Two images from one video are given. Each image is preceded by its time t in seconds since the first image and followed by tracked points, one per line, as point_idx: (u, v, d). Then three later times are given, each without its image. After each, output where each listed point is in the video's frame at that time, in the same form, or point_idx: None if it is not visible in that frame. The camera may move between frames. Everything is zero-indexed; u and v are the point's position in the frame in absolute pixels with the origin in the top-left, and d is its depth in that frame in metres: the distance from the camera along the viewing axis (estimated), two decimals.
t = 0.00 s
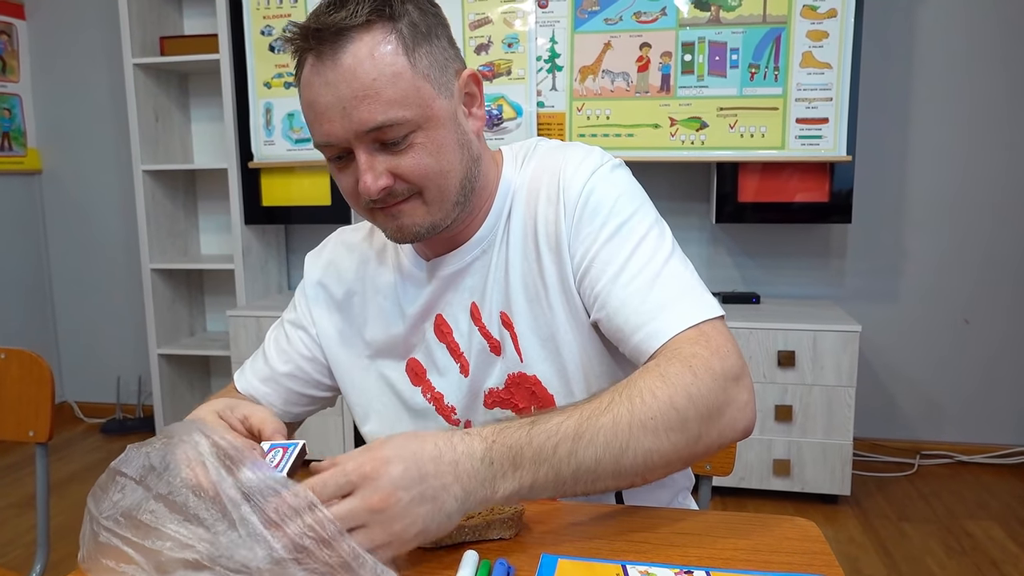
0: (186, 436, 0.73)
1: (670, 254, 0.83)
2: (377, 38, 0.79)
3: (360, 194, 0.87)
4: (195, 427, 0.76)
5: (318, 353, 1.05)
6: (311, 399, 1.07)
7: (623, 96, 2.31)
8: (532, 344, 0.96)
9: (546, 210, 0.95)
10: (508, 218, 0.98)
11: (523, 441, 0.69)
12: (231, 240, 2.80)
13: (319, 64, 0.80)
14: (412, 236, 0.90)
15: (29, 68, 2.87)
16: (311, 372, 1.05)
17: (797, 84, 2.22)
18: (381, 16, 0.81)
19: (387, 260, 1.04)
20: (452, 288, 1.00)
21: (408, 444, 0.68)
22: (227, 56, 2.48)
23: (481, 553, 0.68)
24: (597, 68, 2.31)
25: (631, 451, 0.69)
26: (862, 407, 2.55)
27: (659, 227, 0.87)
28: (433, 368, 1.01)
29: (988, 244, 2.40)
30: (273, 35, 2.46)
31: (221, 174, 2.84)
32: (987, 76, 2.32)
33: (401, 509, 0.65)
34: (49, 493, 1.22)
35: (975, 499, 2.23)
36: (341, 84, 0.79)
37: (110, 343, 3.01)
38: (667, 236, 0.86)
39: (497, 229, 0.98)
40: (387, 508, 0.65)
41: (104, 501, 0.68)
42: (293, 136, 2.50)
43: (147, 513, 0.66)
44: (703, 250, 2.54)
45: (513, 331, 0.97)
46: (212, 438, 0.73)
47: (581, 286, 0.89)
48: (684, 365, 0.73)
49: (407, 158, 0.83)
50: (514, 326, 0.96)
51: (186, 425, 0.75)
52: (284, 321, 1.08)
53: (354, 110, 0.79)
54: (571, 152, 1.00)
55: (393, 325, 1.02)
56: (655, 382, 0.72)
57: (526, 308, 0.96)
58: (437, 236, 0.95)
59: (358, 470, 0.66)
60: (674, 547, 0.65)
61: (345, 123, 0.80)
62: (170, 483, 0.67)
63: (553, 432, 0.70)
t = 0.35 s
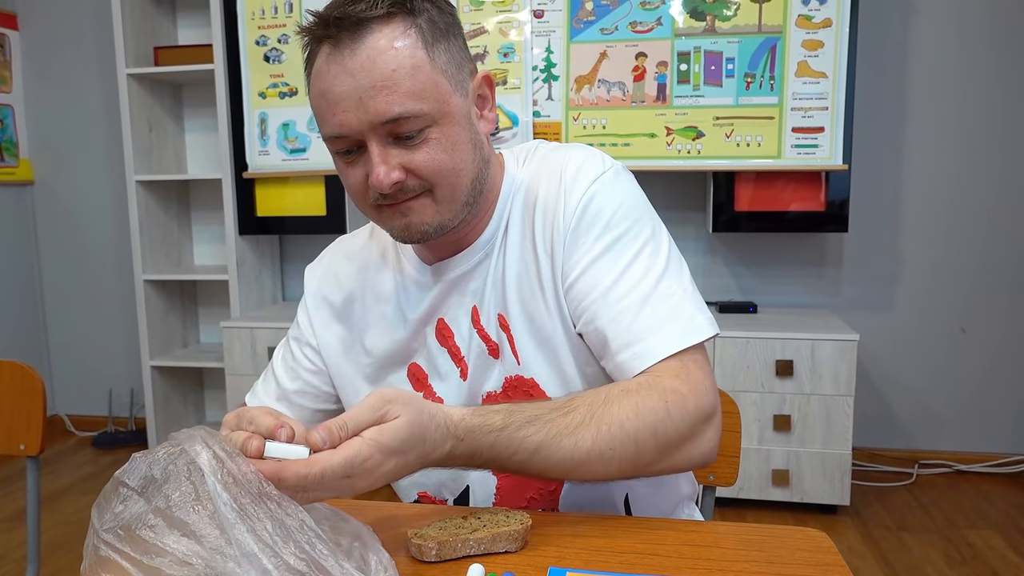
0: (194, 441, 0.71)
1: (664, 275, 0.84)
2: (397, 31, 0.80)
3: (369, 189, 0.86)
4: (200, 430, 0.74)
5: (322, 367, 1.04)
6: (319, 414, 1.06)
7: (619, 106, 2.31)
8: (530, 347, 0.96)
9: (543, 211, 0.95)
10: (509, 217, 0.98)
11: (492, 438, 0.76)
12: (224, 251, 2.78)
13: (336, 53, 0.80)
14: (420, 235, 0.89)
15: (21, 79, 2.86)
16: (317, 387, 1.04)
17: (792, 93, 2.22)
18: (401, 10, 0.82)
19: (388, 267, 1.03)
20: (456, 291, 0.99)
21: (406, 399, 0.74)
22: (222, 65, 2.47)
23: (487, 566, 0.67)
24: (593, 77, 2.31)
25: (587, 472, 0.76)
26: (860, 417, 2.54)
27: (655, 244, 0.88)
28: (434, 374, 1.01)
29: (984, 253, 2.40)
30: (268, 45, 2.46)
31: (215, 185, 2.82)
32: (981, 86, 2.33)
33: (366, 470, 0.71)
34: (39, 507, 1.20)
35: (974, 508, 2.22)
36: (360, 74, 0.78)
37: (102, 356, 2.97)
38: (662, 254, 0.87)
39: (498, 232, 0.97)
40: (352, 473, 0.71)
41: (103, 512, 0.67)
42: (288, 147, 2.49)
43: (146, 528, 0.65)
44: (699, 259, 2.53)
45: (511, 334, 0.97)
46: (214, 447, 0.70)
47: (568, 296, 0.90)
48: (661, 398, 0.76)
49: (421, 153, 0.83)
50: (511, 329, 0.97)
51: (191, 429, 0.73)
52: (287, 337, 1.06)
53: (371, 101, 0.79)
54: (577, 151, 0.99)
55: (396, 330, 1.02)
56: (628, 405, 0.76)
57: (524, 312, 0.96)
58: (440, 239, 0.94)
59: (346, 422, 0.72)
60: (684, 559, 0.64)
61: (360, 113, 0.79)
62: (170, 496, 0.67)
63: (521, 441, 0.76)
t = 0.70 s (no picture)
0: (189, 449, 0.69)
1: (659, 290, 0.84)
2: (404, 33, 0.79)
3: (365, 192, 0.84)
4: (192, 437, 0.71)
5: (317, 373, 1.02)
6: (317, 422, 1.04)
7: (614, 113, 2.31)
8: (525, 355, 0.94)
9: (541, 216, 0.94)
10: (506, 221, 0.96)
11: (480, 457, 0.76)
12: (217, 260, 2.76)
13: (339, 50, 0.79)
14: (415, 242, 0.88)
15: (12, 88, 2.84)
16: (314, 394, 1.02)
17: (787, 100, 2.22)
18: (409, 12, 0.82)
19: (384, 271, 1.02)
20: (451, 299, 0.98)
21: (403, 419, 0.73)
22: (214, 74, 2.45)
23: None
24: (587, 85, 2.31)
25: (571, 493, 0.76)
26: (856, 424, 2.53)
27: (650, 258, 0.87)
28: (431, 383, 0.99)
29: (978, 259, 2.40)
30: (261, 53, 2.45)
31: (208, 194, 2.80)
32: (973, 93, 2.34)
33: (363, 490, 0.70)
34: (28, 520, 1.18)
35: (972, 515, 2.21)
36: (364, 73, 0.77)
37: (93, 367, 2.94)
38: (658, 269, 0.86)
39: (495, 237, 0.96)
40: (352, 492, 0.69)
41: (98, 523, 0.66)
42: (281, 155, 2.48)
43: (141, 541, 0.64)
44: (695, 266, 2.53)
45: (508, 342, 0.95)
46: (211, 457, 0.69)
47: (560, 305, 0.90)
48: (648, 422, 0.77)
49: (422, 159, 0.82)
50: (508, 337, 0.95)
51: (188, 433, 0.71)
52: (282, 344, 1.05)
53: (374, 101, 0.78)
54: (576, 156, 0.98)
55: (389, 336, 1.00)
56: (615, 428, 0.76)
57: (519, 320, 0.94)
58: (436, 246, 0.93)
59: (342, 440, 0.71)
60: (691, 571, 0.63)
61: (362, 114, 0.78)
62: (164, 508, 0.66)
63: (508, 460, 0.76)
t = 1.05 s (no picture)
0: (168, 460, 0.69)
1: (686, 282, 0.85)
2: (412, 27, 0.78)
3: (372, 191, 0.83)
4: (176, 445, 0.72)
5: (313, 372, 1.01)
6: (308, 419, 1.03)
7: (609, 116, 2.30)
8: (535, 355, 0.94)
9: (554, 218, 0.93)
10: (517, 221, 0.96)
11: (536, 466, 0.73)
12: (208, 264, 2.73)
13: (347, 44, 0.77)
14: (424, 241, 0.87)
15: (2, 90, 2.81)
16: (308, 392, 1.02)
17: (782, 104, 2.22)
18: (419, 7, 0.80)
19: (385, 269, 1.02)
20: (456, 297, 0.98)
21: (445, 423, 0.69)
22: (207, 76, 2.43)
23: None
24: (583, 88, 2.30)
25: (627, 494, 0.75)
26: (852, 429, 2.52)
27: (674, 251, 0.88)
28: (433, 383, 0.99)
29: (974, 264, 2.40)
30: (253, 55, 2.43)
31: (200, 197, 2.77)
32: (968, 98, 2.34)
33: (394, 498, 0.67)
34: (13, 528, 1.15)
35: (968, 520, 2.21)
36: (372, 69, 0.76)
37: (82, 373, 2.91)
38: (682, 261, 0.87)
39: (503, 235, 0.95)
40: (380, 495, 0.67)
41: (79, 542, 0.65)
42: (274, 157, 2.46)
43: (124, 555, 0.64)
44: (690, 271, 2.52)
45: (517, 342, 0.94)
46: (195, 464, 0.69)
47: (583, 305, 0.89)
48: (688, 416, 0.78)
49: (431, 156, 0.81)
50: (517, 337, 0.94)
51: (167, 444, 0.72)
52: (278, 341, 1.04)
53: (383, 98, 0.77)
54: (583, 154, 0.98)
55: (390, 334, 1.00)
56: (663, 426, 0.76)
57: (530, 319, 0.93)
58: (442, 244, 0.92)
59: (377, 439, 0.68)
60: None
61: (370, 111, 0.77)
62: (146, 518, 0.66)
63: (563, 467, 0.74)
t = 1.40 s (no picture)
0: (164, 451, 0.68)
1: (714, 281, 0.87)
2: (440, 6, 0.78)
3: (399, 172, 0.84)
4: (172, 435, 0.70)
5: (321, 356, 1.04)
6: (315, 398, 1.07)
7: (609, 108, 2.28)
8: (555, 346, 0.95)
9: (582, 211, 0.94)
10: (545, 215, 0.97)
11: (584, 467, 0.75)
12: (204, 258, 2.71)
13: (374, 23, 0.78)
14: (450, 224, 0.88)
15: None
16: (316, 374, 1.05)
17: (783, 96, 2.20)
18: None
19: (394, 255, 1.03)
20: (474, 283, 0.98)
21: (480, 422, 0.71)
22: (202, 68, 2.40)
23: None
24: (582, 80, 2.28)
25: (667, 491, 0.78)
26: (852, 423, 2.51)
27: (701, 248, 0.90)
28: (444, 369, 0.99)
29: (975, 257, 2.39)
30: (249, 47, 2.40)
31: (195, 191, 2.75)
32: (969, 90, 2.33)
33: (452, 485, 0.67)
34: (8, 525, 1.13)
35: (968, 513, 2.20)
36: (401, 47, 0.77)
37: (77, 369, 2.88)
38: (708, 258, 0.90)
39: (525, 224, 0.96)
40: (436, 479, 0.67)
41: (73, 539, 0.64)
42: (270, 150, 2.43)
43: (121, 552, 0.62)
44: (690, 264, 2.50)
45: (537, 333, 0.95)
46: (192, 458, 0.68)
47: (614, 300, 0.91)
48: (724, 414, 0.80)
49: (460, 138, 0.82)
50: (538, 327, 0.95)
51: (162, 434, 0.70)
52: (287, 324, 1.07)
53: (412, 78, 0.77)
54: (609, 149, 1.00)
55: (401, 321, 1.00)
56: (702, 424, 0.79)
57: (552, 309, 0.95)
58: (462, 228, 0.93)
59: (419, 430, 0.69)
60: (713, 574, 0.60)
61: (399, 91, 0.77)
62: (143, 512, 0.64)
63: (607, 467, 0.76)
